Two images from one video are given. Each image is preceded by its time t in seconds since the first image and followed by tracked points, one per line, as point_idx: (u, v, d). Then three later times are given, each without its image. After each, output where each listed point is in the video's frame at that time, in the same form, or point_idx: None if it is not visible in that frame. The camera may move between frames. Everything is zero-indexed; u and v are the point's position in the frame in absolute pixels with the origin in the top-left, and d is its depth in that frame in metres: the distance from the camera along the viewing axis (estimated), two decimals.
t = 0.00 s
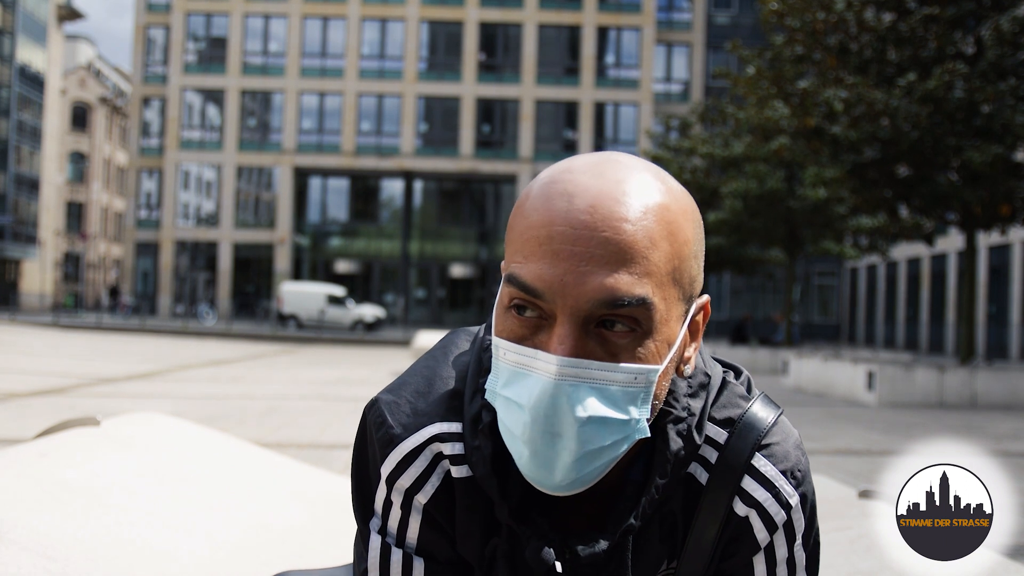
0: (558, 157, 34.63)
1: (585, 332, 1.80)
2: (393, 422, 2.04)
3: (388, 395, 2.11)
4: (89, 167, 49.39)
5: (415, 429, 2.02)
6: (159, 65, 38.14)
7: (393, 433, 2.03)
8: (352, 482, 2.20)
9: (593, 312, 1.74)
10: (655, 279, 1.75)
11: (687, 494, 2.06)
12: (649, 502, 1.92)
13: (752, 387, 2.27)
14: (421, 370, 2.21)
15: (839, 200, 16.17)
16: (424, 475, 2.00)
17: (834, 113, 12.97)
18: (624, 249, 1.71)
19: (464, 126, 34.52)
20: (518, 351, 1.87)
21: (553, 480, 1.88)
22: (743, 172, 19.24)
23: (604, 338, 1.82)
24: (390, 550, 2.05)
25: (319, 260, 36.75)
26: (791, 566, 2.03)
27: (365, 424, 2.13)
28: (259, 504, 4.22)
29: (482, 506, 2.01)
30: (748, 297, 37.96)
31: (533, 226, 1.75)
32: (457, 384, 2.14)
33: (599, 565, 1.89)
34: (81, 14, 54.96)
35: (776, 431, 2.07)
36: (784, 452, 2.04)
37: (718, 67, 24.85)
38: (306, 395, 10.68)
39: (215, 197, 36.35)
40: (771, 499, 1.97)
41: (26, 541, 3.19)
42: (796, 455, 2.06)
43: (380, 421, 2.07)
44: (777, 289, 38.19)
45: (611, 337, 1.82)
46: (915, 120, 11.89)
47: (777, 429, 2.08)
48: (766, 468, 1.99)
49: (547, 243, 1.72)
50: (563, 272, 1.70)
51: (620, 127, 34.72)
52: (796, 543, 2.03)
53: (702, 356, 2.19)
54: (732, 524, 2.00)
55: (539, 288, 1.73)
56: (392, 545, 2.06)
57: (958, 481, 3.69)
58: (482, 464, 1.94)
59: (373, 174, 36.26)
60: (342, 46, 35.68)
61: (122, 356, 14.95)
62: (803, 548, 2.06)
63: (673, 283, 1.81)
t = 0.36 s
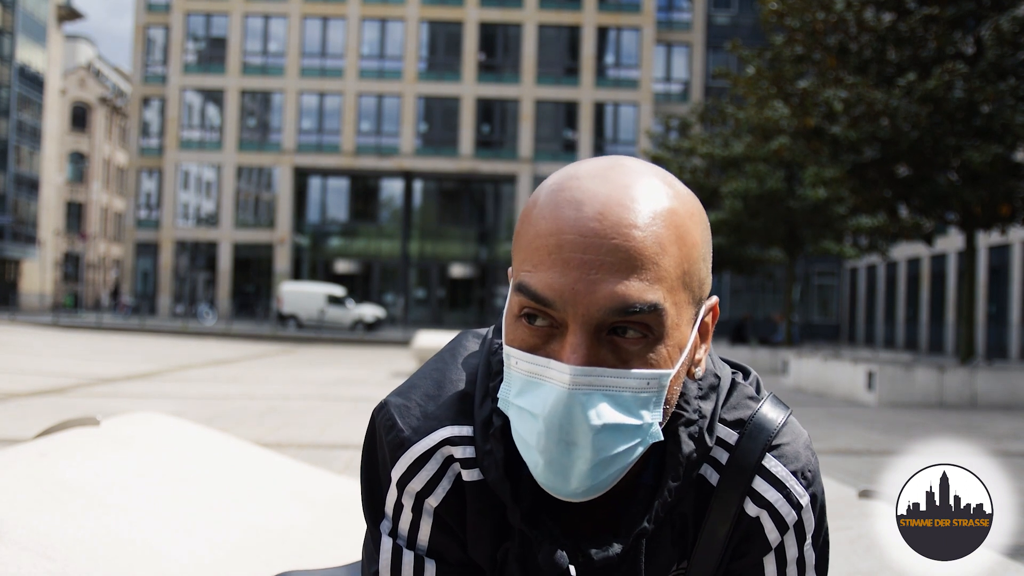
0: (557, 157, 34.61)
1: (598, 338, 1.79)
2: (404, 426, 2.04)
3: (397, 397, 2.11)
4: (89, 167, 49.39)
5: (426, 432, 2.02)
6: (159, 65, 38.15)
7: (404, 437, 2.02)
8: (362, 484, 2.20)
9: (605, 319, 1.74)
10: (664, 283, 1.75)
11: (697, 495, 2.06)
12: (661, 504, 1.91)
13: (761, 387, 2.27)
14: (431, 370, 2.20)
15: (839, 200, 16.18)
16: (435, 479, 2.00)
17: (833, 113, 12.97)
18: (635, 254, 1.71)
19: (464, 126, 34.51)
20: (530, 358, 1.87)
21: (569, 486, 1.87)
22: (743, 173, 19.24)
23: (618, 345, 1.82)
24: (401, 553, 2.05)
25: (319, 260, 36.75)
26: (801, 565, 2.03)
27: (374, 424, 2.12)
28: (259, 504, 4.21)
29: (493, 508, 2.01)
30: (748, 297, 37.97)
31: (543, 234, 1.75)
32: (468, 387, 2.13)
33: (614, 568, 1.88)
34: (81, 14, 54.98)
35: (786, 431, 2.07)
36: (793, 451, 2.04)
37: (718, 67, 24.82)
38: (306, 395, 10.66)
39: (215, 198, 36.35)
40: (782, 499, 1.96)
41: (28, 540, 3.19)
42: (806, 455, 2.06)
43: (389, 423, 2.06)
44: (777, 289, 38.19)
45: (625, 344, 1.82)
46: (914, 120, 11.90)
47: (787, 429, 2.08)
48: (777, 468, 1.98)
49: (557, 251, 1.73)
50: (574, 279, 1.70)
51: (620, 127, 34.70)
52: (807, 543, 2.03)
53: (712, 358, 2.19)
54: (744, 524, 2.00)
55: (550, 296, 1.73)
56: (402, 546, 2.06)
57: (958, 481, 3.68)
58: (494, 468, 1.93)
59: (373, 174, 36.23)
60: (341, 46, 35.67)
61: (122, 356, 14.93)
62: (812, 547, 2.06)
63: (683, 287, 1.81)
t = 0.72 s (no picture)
0: (558, 157, 34.60)
1: (530, 325, 1.57)
2: (400, 416, 1.86)
3: (395, 391, 1.94)
4: (89, 167, 49.38)
5: (421, 423, 1.85)
6: (160, 65, 38.17)
7: (399, 428, 1.84)
8: (359, 480, 2.01)
9: (543, 306, 1.51)
10: (607, 281, 1.50)
11: (693, 498, 1.86)
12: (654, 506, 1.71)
13: (758, 390, 2.11)
14: (431, 367, 2.05)
15: (839, 200, 16.16)
16: (429, 471, 1.82)
17: (834, 113, 12.97)
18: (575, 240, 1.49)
19: (464, 126, 34.52)
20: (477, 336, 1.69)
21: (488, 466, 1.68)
22: (743, 173, 19.23)
23: (553, 335, 1.58)
24: (397, 546, 1.85)
25: (319, 260, 36.78)
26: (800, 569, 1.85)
27: (372, 418, 1.94)
28: (258, 504, 4.19)
29: (490, 502, 1.81)
30: (748, 297, 37.97)
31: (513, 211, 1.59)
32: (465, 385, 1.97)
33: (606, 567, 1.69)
34: (81, 14, 55.00)
35: (783, 433, 1.90)
36: (792, 453, 1.87)
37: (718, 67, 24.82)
38: (305, 395, 10.65)
39: (214, 197, 36.34)
40: (780, 501, 1.79)
41: (29, 540, 3.19)
42: (803, 456, 1.90)
43: (386, 416, 1.89)
44: (777, 289, 38.19)
45: (560, 336, 1.57)
46: (915, 120, 11.90)
47: (784, 431, 1.91)
48: (774, 469, 1.81)
49: (508, 230, 1.56)
50: (511, 258, 1.53)
51: (620, 127, 34.71)
52: (804, 546, 1.86)
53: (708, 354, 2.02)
54: (740, 527, 1.81)
55: (488, 273, 1.57)
56: (398, 542, 1.86)
57: (958, 481, 3.68)
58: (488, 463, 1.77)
59: (373, 174, 36.23)
60: (342, 46, 35.68)
61: (123, 356, 14.92)
62: (811, 551, 1.89)
63: (640, 290, 1.53)
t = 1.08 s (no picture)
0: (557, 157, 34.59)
1: (424, 312, 1.53)
2: (367, 406, 1.94)
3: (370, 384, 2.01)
4: (89, 167, 49.36)
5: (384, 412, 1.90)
6: (159, 65, 38.19)
7: (364, 416, 1.92)
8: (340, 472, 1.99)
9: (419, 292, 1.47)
10: (467, 288, 1.38)
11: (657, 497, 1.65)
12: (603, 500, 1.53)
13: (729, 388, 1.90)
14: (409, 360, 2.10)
15: (839, 200, 16.14)
16: (392, 457, 1.78)
17: (834, 113, 12.97)
18: (448, 240, 1.39)
19: (464, 126, 34.53)
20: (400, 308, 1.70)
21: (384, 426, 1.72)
22: (743, 173, 19.22)
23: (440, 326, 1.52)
24: (373, 528, 1.80)
25: (319, 260, 36.80)
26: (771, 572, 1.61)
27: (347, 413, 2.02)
28: (256, 505, 4.18)
29: (443, 489, 1.72)
30: (748, 297, 37.99)
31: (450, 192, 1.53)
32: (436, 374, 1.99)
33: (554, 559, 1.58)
34: (81, 14, 55.03)
35: (750, 431, 1.68)
36: (756, 452, 1.65)
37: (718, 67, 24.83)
38: (304, 395, 10.64)
39: (214, 197, 36.33)
40: (744, 500, 1.57)
41: (28, 540, 3.20)
42: (771, 456, 1.67)
43: (356, 408, 1.97)
44: (777, 289, 38.22)
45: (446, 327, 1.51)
46: (914, 120, 11.91)
47: (752, 430, 1.70)
48: (738, 468, 1.60)
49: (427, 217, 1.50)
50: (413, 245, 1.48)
51: (620, 127, 34.71)
52: (776, 546, 1.62)
53: (674, 344, 1.80)
54: (703, 525, 1.60)
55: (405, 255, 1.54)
56: (374, 524, 1.81)
57: (958, 481, 3.69)
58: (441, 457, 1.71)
59: (372, 174, 36.22)
60: (342, 46, 35.68)
61: (123, 356, 14.92)
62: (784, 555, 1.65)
63: (509, 305, 1.39)
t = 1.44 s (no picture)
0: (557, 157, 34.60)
1: (434, 325, 1.49)
2: (353, 416, 1.93)
3: (352, 389, 2.02)
4: (89, 167, 49.35)
5: (370, 420, 1.91)
6: (159, 65, 38.18)
7: (350, 426, 1.92)
8: (329, 481, 2.03)
9: (435, 308, 1.44)
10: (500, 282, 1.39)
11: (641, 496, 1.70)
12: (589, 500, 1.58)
13: (716, 388, 1.93)
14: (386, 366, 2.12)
15: (839, 200, 16.12)
16: (378, 467, 1.82)
17: (833, 113, 12.97)
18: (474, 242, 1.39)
19: (464, 126, 34.54)
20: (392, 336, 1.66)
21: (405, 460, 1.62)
22: (743, 173, 19.20)
23: (455, 335, 1.49)
24: (363, 537, 1.85)
25: (319, 260, 36.81)
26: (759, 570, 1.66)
27: (334, 423, 2.02)
28: (257, 504, 4.18)
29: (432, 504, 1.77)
30: (748, 297, 38.00)
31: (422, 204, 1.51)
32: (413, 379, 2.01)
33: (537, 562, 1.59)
34: (81, 14, 55.04)
35: (737, 431, 1.72)
36: (742, 452, 1.69)
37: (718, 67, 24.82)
38: (304, 395, 10.62)
39: (214, 197, 36.31)
40: (730, 501, 1.62)
41: (28, 540, 3.19)
42: (758, 456, 1.71)
43: (342, 415, 1.97)
44: (777, 289, 38.22)
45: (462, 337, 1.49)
46: (915, 120, 11.91)
47: (739, 429, 1.73)
48: (725, 469, 1.64)
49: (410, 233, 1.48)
50: (411, 261, 1.45)
51: (620, 127, 34.71)
52: (762, 545, 1.66)
53: (657, 342, 1.83)
54: (690, 526, 1.64)
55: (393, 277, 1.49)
56: (365, 531, 1.86)
57: (958, 481, 3.78)
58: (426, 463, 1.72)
59: (372, 174, 36.22)
60: (342, 46, 35.68)
61: (122, 357, 14.90)
62: (773, 553, 1.68)
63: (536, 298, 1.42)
